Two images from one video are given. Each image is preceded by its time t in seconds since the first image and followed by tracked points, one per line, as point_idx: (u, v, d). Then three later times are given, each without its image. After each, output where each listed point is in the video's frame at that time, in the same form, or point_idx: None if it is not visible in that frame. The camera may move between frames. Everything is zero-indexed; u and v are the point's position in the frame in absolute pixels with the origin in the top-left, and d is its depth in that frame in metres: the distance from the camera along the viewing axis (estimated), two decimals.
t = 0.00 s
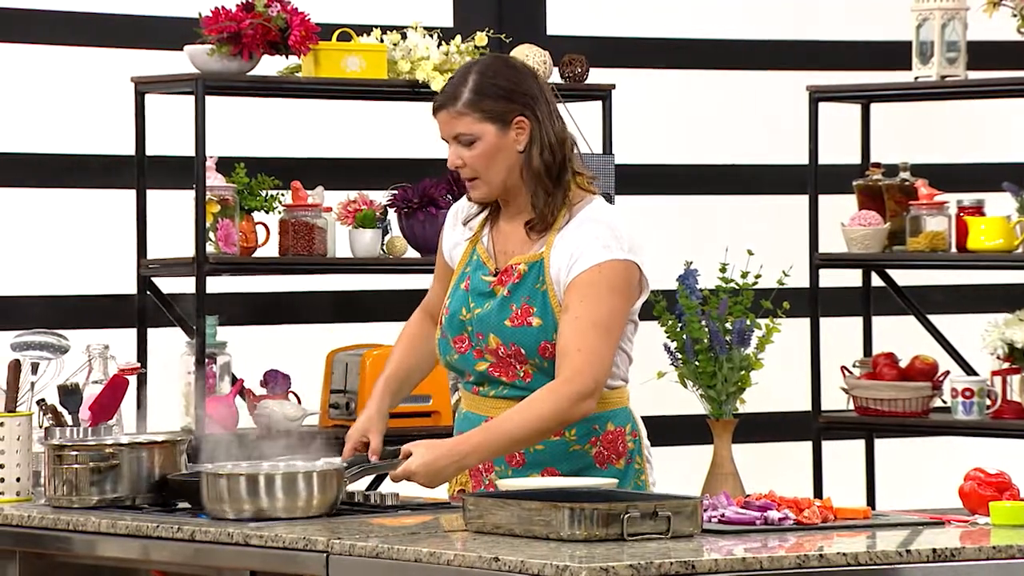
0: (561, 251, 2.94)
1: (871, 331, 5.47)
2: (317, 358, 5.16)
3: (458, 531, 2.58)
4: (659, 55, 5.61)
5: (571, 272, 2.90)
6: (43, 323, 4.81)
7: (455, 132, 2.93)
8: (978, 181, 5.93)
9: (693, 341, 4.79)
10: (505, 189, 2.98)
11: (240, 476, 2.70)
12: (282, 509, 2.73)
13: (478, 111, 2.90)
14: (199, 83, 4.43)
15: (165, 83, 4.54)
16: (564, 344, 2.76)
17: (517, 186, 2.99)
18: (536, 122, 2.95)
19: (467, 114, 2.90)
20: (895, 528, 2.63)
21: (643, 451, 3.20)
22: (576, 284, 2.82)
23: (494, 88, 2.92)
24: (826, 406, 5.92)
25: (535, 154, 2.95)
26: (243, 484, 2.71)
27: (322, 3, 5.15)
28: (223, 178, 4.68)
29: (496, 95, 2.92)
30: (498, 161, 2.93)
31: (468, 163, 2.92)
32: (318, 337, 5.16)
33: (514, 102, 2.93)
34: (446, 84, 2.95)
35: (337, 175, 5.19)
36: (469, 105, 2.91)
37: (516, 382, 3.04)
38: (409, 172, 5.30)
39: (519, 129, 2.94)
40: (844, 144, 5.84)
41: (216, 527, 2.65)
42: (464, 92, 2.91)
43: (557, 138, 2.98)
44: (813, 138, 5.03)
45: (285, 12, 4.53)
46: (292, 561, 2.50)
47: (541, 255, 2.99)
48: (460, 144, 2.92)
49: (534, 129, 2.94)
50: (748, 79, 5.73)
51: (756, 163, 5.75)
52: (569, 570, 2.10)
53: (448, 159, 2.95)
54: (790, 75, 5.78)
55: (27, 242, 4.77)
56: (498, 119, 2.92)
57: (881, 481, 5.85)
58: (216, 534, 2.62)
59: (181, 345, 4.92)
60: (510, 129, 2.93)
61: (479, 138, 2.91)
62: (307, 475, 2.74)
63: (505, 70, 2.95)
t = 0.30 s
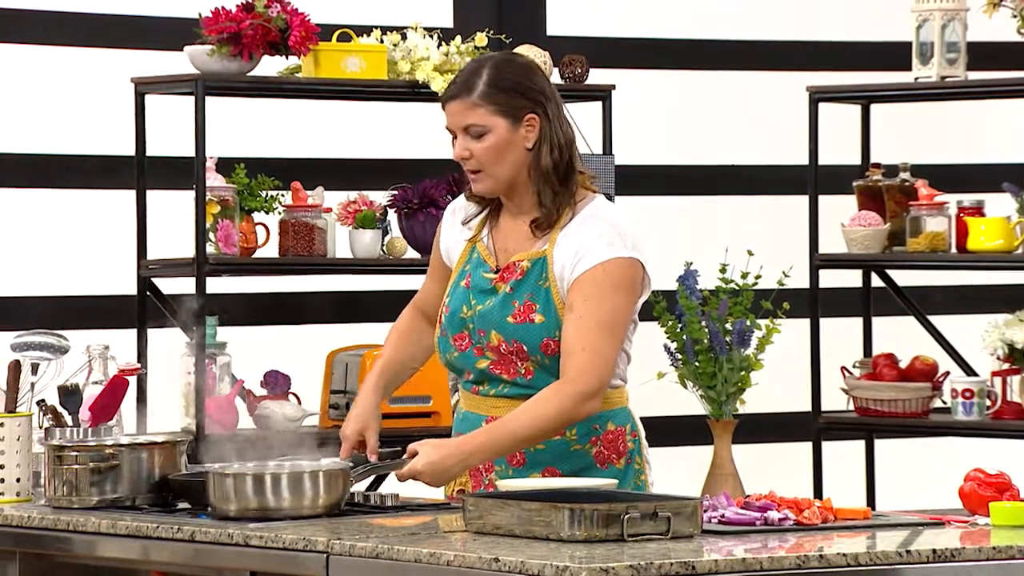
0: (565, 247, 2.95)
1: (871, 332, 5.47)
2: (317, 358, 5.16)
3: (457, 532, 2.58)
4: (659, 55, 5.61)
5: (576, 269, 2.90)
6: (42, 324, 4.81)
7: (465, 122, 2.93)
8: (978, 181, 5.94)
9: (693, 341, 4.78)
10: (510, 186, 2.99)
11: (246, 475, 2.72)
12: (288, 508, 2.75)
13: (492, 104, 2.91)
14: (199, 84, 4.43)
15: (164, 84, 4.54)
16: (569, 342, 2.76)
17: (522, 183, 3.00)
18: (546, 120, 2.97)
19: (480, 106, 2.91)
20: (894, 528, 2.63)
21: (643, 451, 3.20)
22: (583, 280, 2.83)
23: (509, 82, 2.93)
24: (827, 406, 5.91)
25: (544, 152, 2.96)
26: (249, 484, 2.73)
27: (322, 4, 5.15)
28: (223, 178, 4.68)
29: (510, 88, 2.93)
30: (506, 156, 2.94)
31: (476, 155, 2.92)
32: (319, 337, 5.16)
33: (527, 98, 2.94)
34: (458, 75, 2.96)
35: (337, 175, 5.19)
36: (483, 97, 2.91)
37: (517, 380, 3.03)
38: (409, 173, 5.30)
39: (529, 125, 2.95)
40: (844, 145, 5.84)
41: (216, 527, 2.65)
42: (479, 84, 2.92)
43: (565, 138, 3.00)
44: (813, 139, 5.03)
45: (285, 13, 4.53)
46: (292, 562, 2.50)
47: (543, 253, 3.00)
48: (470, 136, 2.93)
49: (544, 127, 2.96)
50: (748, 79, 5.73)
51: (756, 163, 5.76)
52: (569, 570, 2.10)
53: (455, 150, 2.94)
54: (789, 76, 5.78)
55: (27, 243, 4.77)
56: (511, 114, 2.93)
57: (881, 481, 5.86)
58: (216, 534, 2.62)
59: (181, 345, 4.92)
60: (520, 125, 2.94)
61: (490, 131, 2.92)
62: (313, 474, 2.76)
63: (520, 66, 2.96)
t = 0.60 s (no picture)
0: (575, 241, 2.96)
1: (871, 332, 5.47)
2: (317, 359, 5.16)
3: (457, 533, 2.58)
4: (659, 56, 5.61)
5: (586, 263, 2.92)
6: (42, 325, 4.81)
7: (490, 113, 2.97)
8: (978, 182, 5.94)
9: (693, 343, 4.78)
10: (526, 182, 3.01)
11: (252, 475, 2.75)
12: (293, 508, 2.77)
13: (516, 97, 2.96)
14: (198, 85, 4.43)
15: (164, 85, 4.54)
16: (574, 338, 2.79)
17: (537, 180, 3.02)
18: (565, 119, 3.02)
19: (504, 98, 2.96)
20: (894, 530, 2.63)
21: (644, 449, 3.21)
22: (590, 276, 2.87)
23: (533, 77, 2.98)
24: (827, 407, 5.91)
25: (562, 150, 3.01)
26: (254, 484, 2.76)
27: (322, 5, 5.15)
28: (223, 179, 4.68)
29: (535, 84, 2.98)
30: (528, 149, 2.97)
31: (499, 145, 2.95)
32: (319, 338, 5.16)
33: (549, 95, 3.00)
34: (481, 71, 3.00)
35: (337, 176, 5.19)
36: (507, 90, 2.96)
37: (522, 374, 3.04)
38: (409, 174, 5.29)
39: (550, 122, 3.00)
40: (844, 145, 5.84)
41: (215, 529, 2.65)
42: (504, 78, 2.97)
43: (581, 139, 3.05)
44: (813, 140, 5.02)
45: (285, 14, 4.52)
46: (291, 563, 2.50)
47: (552, 246, 3.00)
48: (492, 128, 2.97)
49: (563, 125, 3.02)
50: (748, 80, 5.73)
51: (757, 165, 5.76)
52: (569, 571, 2.10)
53: (477, 140, 2.96)
54: (790, 76, 5.78)
55: (20, 244, 4.77)
56: (533, 109, 2.97)
57: (881, 481, 5.86)
58: (216, 535, 2.62)
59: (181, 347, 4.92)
60: (541, 121, 2.99)
61: (512, 124, 2.96)
62: (319, 474, 2.79)
63: (542, 64, 3.02)
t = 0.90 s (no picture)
0: (619, 221, 3.04)
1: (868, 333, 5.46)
2: (314, 360, 5.16)
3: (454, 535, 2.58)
4: (657, 58, 5.61)
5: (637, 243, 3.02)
6: (39, 327, 4.80)
7: (556, 80, 3.03)
8: (976, 183, 5.94)
9: (691, 345, 4.79)
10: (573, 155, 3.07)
11: (249, 476, 2.76)
12: (291, 509, 2.78)
13: (585, 68, 3.06)
14: (195, 86, 4.43)
15: (161, 87, 4.54)
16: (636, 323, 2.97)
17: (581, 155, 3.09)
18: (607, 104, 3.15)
19: (577, 66, 3.05)
20: (892, 531, 2.64)
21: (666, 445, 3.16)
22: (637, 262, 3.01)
23: (593, 55, 3.10)
24: (824, 409, 5.91)
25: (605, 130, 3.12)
26: (252, 485, 2.76)
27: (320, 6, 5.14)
28: (220, 181, 4.67)
29: (589, 61, 3.08)
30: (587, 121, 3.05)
31: (568, 110, 3.01)
32: (316, 340, 5.16)
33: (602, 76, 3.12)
34: (531, 44, 3.07)
35: (334, 177, 5.18)
36: (578, 60, 3.06)
37: (557, 347, 3.02)
38: (407, 174, 5.29)
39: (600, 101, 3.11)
40: (842, 147, 5.84)
41: (213, 530, 2.65)
42: (573, 49, 3.06)
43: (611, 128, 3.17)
44: (811, 141, 5.02)
45: (283, 15, 4.53)
46: (288, 564, 2.50)
47: (596, 221, 3.05)
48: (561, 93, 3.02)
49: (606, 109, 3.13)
50: (746, 82, 5.73)
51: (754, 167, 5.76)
52: (565, 572, 2.10)
53: (543, 104, 3.01)
54: (788, 78, 5.77)
55: (16, 245, 4.76)
56: (594, 84, 3.08)
57: (878, 483, 5.85)
58: (213, 536, 2.62)
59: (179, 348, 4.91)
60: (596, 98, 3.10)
61: (579, 93, 3.04)
62: (316, 475, 2.79)
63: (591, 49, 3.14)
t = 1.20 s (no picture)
0: (648, 223, 3.20)
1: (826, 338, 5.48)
2: (273, 366, 5.15)
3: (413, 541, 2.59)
4: (616, 64, 5.62)
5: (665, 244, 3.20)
6: None
7: (560, 81, 3.15)
8: (933, 190, 5.97)
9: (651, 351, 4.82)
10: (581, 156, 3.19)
11: (207, 482, 2.76)
12: (248, 515, 2.78)
13: (587, 68, 3.18)
14: (153, 91, 4.41)
15: (118, 92, 4.52)
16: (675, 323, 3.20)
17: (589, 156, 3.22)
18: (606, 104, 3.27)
19: (579, 66, 3.17)
20: (849, 536, 2.65)
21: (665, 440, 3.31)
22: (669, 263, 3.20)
23: (592, 55, 3.22)
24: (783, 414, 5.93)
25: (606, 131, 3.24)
26: (210, 491, 2.77)
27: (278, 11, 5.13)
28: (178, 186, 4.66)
29: (591, 60, 3.20)
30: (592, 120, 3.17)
31: (575, 109, 3.12)
32: (275, 346, 5.14)
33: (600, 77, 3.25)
34: (529, 50, 3.18)
35: (293, 183, 5.17)
36: (579, 61, 3.18)
37: (610, 336, 3.12)
38: (366, 181, 5.28)
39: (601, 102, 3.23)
40: (800, 153, 5.86)
41: (170, 537, 2.64)
42: (574, 50, 3.18)
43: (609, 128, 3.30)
44: (769, 147, 5.04)
45: (241, 19, 4.51)
46: (245, 570, 2.49)
47: (621, 217, 3.19)
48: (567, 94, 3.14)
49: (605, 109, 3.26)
50: (705, 88, 5.74)
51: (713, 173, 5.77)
52: None
53: (550, 105, 3.12)
54: (746, 84, 5.79)
55: None
56: (595, 83, 3.20)
57: (836, 488, 5.88)
58: (169, 543, 2.61)
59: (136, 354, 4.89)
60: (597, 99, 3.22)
61: (584, 93, 3.16)
62: (274, 481, 2.79)
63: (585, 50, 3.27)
